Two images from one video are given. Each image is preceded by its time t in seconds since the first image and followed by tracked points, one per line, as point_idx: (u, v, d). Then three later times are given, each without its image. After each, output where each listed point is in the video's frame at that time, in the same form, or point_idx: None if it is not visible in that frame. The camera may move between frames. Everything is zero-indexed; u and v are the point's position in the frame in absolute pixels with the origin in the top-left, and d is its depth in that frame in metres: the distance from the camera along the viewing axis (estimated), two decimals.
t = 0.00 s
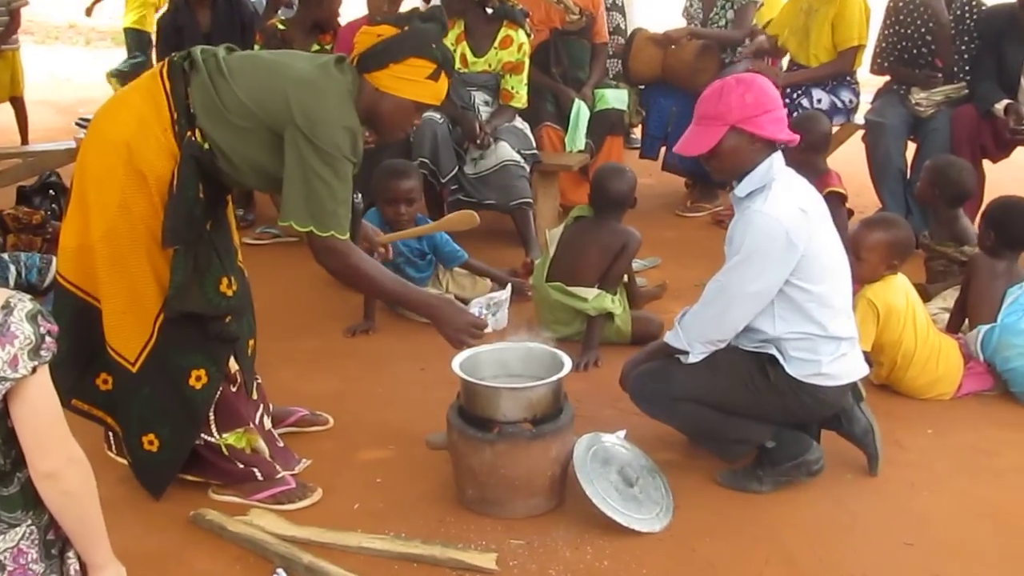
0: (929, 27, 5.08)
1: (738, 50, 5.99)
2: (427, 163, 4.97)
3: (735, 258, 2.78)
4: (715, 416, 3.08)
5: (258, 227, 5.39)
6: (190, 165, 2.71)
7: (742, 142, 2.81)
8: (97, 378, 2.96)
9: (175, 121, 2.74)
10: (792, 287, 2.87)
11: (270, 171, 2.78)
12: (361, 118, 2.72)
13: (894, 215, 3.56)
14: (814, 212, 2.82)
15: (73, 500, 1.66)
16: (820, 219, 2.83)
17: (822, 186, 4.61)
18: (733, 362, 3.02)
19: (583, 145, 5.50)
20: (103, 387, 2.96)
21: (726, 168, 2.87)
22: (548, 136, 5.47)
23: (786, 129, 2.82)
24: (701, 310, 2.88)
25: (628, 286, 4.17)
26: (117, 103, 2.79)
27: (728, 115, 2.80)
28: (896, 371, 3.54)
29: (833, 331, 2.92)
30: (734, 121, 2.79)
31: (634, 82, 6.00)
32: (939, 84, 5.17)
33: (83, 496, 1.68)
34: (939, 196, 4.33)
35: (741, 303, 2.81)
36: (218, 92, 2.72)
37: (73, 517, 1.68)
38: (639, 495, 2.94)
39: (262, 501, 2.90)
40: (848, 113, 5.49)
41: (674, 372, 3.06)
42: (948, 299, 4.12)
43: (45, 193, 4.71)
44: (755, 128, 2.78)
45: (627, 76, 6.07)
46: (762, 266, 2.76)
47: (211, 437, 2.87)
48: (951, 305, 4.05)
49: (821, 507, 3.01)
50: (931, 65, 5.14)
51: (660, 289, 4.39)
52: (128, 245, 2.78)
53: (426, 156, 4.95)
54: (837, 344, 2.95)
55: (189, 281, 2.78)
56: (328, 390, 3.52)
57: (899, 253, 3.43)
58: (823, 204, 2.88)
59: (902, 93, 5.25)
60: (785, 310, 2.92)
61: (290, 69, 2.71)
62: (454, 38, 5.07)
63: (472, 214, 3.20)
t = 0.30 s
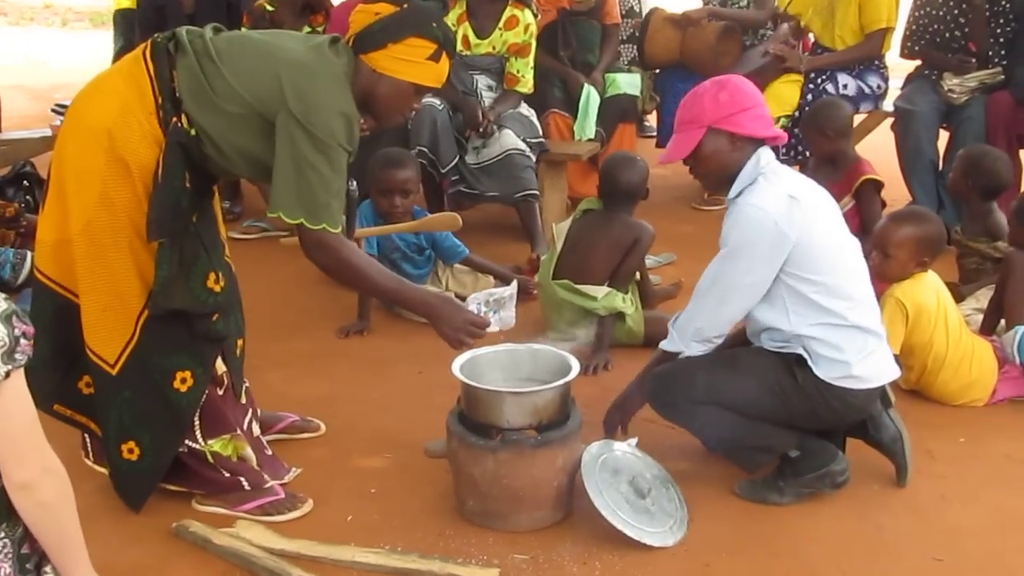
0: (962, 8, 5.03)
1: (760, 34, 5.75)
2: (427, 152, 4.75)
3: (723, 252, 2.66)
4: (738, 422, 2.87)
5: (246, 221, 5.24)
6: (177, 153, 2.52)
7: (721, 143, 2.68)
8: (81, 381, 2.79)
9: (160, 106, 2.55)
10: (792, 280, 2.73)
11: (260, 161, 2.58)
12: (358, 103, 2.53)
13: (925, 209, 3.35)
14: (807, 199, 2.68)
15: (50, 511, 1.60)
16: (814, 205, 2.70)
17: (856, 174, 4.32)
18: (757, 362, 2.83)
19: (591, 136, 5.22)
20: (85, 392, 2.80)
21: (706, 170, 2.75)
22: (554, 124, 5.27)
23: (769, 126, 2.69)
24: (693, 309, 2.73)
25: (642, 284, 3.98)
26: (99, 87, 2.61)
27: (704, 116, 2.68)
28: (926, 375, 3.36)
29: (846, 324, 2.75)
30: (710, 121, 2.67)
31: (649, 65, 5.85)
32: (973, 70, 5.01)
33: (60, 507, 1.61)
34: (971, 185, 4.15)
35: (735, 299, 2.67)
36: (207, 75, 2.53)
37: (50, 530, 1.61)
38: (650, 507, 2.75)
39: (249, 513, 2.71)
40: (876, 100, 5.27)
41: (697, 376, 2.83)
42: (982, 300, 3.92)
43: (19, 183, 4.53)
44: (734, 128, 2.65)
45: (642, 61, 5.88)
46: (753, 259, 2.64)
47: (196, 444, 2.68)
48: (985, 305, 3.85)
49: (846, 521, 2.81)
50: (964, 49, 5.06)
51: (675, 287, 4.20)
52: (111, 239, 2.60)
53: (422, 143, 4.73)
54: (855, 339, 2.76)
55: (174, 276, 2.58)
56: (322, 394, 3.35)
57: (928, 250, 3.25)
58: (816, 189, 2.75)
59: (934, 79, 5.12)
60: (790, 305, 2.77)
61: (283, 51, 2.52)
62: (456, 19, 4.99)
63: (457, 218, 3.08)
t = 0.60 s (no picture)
0: None
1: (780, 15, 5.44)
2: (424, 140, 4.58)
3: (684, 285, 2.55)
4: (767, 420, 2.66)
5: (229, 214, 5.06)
6: (155, 142, 2.33)
7: (668, 179, 2.57)
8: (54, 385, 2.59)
9: (136, 91, 2.36)
10: (772, 280, 2.61)
11: (244, 151, 2.39)
12: (349, 89, 2.34)
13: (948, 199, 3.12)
14: (757, 199, 2.57)
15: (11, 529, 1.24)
16: (763, 200, 2.57)
17: (894, 163, 4.05)
18: (784, 347, 2.65)
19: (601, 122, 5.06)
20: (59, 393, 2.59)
21: (660, 211, 2.62)
22: (560, 110, 5.10)
23: (714, 153, 2.60)
24: (679, 343, 2.64)
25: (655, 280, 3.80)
26: (71, 70, 2.41)
27: (647, 155, 2.59)
28: (960, 380, 3.18)
29: (848, 298, 2.61)
30: (654, 157, 2.58)
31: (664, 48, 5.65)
32: (1009, 53, 4.80)
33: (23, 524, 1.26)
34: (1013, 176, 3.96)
35: (713, 321, 2.56)
36: (188, 59, 2.34)
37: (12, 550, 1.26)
38: (664, 521, 2.56)
39: (232, 527, 2.53)
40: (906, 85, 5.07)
41: (722, 368, 2.62)
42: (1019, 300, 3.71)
43: None
44: (679, 158, 2.56)
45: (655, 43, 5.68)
46: (720, 280, 2.52)
47: (175, 453, 2.49)
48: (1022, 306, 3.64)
49: (875, 537, 2.61)
50: (1002, 30, 4.86)
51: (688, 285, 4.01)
52: (84, 233, 2.41)
53: (420, 132, 4.55)
54: (866, 311, 2.61)
55: (153, 273, 2.40)
56: (313, 399, 3.17)
57: (949, 242, 3.03)
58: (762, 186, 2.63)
59: (969, 62, 4.90)
60: (780, 305, 2.65)
61: (267, 33, 2.32)
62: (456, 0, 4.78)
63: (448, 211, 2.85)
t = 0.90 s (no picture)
0: None
1: None
2: (421, 121, 4.37)
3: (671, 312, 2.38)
4: (790, 406, 2.44)
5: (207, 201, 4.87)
6: (124, 123, 2.13)
7: (609, 224, 2.44)
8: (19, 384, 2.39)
9: (105, 67, 2.15)
10: (744, 262, 2.44)
11: (224, 135, 2.15)
12: (334, 64, 2.12)
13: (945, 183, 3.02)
14: (692, 199, 2.45)
15: None
16: (696, 196, 2.46)
17: (937, 146, 3.88)
18: (787, 312, 2.44)
19: (610, 100, 4.87)
20: (25, 395, 2.39)
21: (607, 263, 2.46)
22: (568, 88, 4.92)
23: (647, 192, 2.49)
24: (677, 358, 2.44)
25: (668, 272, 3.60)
26: (34, 42, 2.21)
27: (578, 207, 2.47)
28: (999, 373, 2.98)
29: (818, 237, 2.44)
30: (588, 204, 2.45)
31: (681, 20, 5.48)
32: None
33: None
34: None
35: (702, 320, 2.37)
36: (158, 29, 2.11)
37: None
38: (679, 534, 2.35)
39: (211, 539, 2.34)
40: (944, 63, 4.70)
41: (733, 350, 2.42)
42: None
43: None
44: (612, 198, 2.43)
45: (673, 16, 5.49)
46: (696, 281, 2.35)
47: (148, 460, 2.30)
48: None
49: (909, 551, 2.41)
50: None
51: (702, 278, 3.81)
52: (49, 221, 2.22)
53: (415, 111, 4.34)
54: (841, 241, 2.44)
55: (123, 265, 2.21)
56: (301, 401, 2.98)
57: (942, 228, 2.95)
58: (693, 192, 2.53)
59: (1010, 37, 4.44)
60: (764, 286, 2.47)
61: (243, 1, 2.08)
62: None
63: (443, 199, 2.55)
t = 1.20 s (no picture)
0: None
1: None
2: (415, 91, 4.18)
3: (679, 317, 2.12)
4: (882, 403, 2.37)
5: (179, 180, 4.68)
6: (87, 96, 1.92)
7: (579, 258, 2.24)
8: None
9: (65, 35, 1.94)
10: (735, 248, 2.24)
11: (194, 105, 1.93)
12: (317, 29, 1.88)
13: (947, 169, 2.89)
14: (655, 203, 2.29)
15: None
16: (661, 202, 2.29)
17: (984, 117, 3.64)
18: (811, 316, 2.34)
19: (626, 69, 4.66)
20: None
21: (582, 304, 2.25)
22: (580, 52, 4.72)
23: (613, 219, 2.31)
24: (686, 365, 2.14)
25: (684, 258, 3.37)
26: None
27: (544, 245, 2.25)
28: None
29: (794, 203, 2.29)
30: (555, 241, 2.24)
31: None
32: None
33: None
34: None
35: (703, 314, 2.12)
36: None
37: None
38: (701, 546, 2.14)
39: (186, 553, 2.14)
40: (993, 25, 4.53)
41: (796, 378, 2.38)
42: None
43: None
44: (580, 230, 2.24)
45: None
46: (682, 273, 2.15)
47: (117, 466, 2.10)
48: None
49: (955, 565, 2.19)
50: None
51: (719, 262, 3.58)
52: (4, 204, 2.01)
53: (409, 81, 4.14)
54: (818, 201, 2.29)
55: (88, 252, 2.01)
56: (288, 401, 2.77)
57: (953, 226, 2.77)
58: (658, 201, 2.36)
59: None
60: (759, 272, 2.27)
61: None
62: None
63: (440, 172, 2.47)
